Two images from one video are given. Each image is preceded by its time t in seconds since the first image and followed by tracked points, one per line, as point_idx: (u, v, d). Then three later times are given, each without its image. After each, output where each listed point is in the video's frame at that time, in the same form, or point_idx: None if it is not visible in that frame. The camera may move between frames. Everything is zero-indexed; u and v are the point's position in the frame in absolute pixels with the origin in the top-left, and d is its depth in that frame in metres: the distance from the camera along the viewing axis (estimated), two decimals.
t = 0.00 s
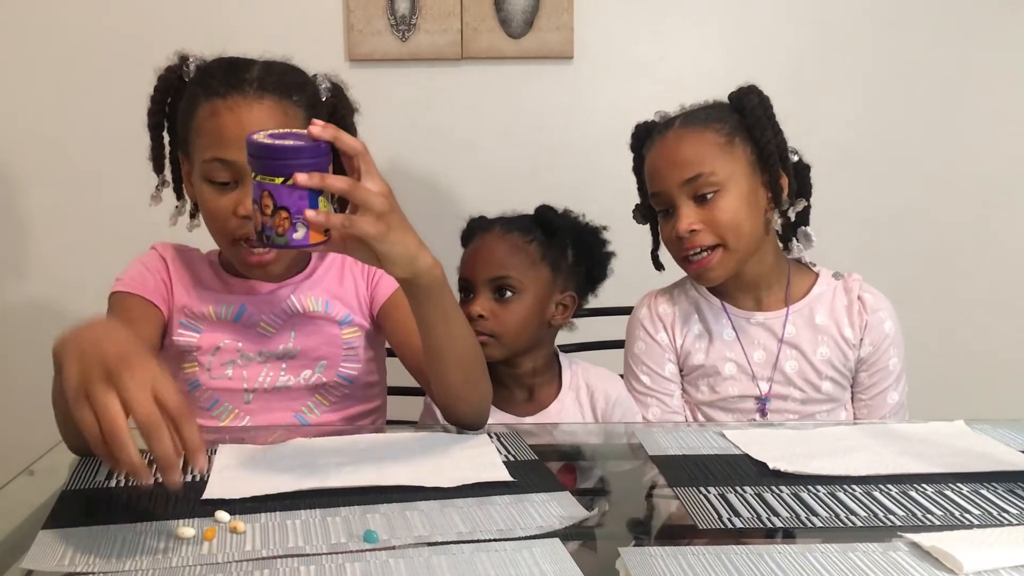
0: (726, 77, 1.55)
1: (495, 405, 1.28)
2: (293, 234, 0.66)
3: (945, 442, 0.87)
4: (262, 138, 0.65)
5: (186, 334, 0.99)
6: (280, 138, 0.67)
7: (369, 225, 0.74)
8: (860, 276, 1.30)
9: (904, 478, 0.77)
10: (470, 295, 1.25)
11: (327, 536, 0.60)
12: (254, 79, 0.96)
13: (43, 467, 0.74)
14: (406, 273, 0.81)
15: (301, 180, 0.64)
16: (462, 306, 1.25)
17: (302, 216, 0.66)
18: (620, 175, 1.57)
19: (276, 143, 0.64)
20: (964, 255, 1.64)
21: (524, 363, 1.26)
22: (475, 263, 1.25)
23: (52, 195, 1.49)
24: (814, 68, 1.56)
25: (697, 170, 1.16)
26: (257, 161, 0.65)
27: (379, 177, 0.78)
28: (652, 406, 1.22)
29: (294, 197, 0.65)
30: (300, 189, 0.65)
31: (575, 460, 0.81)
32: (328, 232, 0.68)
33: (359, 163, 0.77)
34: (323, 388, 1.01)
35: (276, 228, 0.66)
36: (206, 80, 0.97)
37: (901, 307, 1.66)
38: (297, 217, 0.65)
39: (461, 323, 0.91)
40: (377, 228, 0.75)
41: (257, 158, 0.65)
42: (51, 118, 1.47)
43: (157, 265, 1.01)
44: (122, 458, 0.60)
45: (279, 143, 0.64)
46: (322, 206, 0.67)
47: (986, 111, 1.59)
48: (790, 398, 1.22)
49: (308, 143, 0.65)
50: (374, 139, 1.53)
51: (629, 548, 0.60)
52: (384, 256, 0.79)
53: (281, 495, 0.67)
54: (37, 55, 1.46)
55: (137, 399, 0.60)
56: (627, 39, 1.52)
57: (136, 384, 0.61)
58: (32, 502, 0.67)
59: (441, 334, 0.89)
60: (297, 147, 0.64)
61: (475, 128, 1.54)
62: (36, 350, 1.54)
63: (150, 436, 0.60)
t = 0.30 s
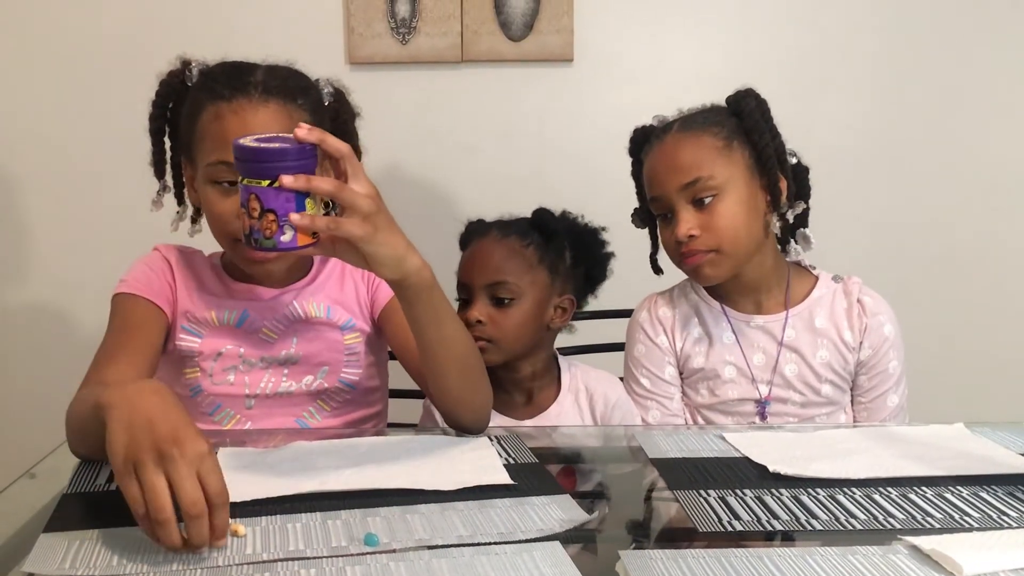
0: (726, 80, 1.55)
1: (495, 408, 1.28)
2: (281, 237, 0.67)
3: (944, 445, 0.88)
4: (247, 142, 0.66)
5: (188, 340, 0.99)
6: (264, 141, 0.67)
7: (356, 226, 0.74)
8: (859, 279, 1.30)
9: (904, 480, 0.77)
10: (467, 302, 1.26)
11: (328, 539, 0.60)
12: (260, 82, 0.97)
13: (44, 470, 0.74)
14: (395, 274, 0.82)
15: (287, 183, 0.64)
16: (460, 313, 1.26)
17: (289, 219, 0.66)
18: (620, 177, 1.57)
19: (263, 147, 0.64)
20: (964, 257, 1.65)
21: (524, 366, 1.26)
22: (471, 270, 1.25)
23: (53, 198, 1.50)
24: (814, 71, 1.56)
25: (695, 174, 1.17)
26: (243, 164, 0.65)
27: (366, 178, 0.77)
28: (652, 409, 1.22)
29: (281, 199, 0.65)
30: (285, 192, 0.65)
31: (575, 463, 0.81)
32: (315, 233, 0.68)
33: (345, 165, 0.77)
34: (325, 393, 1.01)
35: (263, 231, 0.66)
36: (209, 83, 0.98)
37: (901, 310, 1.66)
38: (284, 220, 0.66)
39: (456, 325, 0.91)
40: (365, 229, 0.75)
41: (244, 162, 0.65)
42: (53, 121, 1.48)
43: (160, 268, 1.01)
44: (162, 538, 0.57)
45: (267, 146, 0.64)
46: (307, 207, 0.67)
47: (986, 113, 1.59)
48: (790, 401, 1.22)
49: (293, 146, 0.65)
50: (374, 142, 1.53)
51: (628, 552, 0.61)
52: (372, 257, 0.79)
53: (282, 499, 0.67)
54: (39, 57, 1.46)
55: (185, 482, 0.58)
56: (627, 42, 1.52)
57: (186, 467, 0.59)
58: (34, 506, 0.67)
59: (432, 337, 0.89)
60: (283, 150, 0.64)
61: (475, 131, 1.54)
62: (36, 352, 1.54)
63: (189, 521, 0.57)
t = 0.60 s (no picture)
0: (727, 81, 1.55)
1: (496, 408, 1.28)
2: (276, 237, 0.67)
3: (945, 446, 0.88)
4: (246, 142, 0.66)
5: (191, 340, 0.99)
6: (262, 143, 0.67)
7: (351, 225, 0.75)
8: (861, 281, 1.30)
9: (905, 481, 0.77)
10: (468, 303, 1.26)
11: (329, 540, 0.60)
12: (273, 82, 0.97)
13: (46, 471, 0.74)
14: (392, 273, 0.82)
15: (282, 185, 0.64)
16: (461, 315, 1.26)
17: (283, 219, 0.66)
18: (621, 178, 1.57)
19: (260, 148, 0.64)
20: (965, 257, 1.64)
21: (525, 366, 1.26)
22: (471, 272, 1.25)
23: (54, 199, 1.50)
24: (815, 71, 1.56)
25: (697, 177, 1.17)
26: (241, 166, 0.65)
27: (363, 179, 0.77)
28: (653, 411, 1.22)
29: (275, 200, 0.65)
30: (281, 193, 0.65)
31: (577, 464, 0.81)
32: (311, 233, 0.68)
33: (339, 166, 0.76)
34: (327, 395, 1.02)
35: (258, 231, 0.67)
36: (218, 83, 0.98)
37: (902, 311, 1.66)
38: (278, 220, 0.66)
39: (457, 324, 0.91)
40: (360, 228, 0.76)
41: (241, 164, 0.65)
42: (55, 122, 1.48)
43: (163, 269, 1.01)
44: (176, 534, 0.58)
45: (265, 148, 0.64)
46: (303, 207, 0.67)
47: (987, 114, 1.59)
48: (791, 403, 1.22)
49: (289, 148, 0.65)
50: (375, 143, 1.53)
51: (629, 553, 0.61)
52: (368, 254, 0.79)
53: (284, 499, 0.67)
54: (41, 59, 1.46)
55: (201, 477, 0.58)
56: (628, 44, 1.52)
57: (203, 460, 0.59)
58: (35, 506, 0.67)
59: (434, 338, 0.90)
60: (278, 153, 0.64)
61: (476, 132, 1.54)
62: (37, 353, 1.54)
63: (201, 518, 0.57)
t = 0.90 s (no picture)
0: (730, 81, 1.55)
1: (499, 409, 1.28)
2: (282, 231, 0.67)
3: (948, 446, 0.88)
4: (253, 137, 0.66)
5: (196, 340, 0.99)
6: (269, 138, 0.67)
7: (356, 220, 0.75)
8: (865, 282, 1.30)
9: (907, 482, 0.77)
10: (473, 302, 1.26)
11: (332, 540, 0.60)
12: (281, 83, 0.98)
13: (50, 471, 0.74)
14: (397, 269, 0.82)
15: (288, 180, 0.64)
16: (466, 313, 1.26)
17: (289, 214, 0.67)
18: (624, 178, 1.57)
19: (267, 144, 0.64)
20: (969, 257, 1.64)
21: (529, 367, 1.26)
22: (478, 272, 1.25)
23: (58, 200, 1.50)
24: (818, 71, 1.56)
25: (701, 177, 1.17)
26: (248, 162, 0.65)
27: (369, 174, 0.79)
28: (656, 411, 1.22)
29: (281, 196, 0.66)
30: (287, 188, 0.65)
31: (581, 464, 0.81)
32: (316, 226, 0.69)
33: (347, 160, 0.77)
34: (332, 395, 1.02)
35: (265, 225, 0.67)
36: (226, 83, 0.98)
37: (906, 311, 1.66)
38: (284, 215, 0.66)
39: (462, 322, 0.91)
40: (365, 223, 0.76)
41: (248, 159, 0.65)
42: (59, 123, 1.48)
43: (168, 269, 1.02)
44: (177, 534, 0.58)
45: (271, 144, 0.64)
46: (309, 202, 0.67)
47: (990, 114, 1.59)
48: (795, 403, 1.22)
49: (296, 143, 0.65)
50: (378, 143, 1.53)
51: (631, 553, 0.61)
52: (372, 249, 0.80)
53: (288, 499, 0.67)
54: (45, 60, 1.47)
55: (204, 482, 0.59)
56: (631, 44, 1.52)
57: (206, 464, 0.60)
58: (40, 506, 0.68)
59: (439, 337, 0.90)
60: (285, 148, 0.64)
61: (479, 132, 1.54)
62: (41, 353, 1.54)
63: (202, 518, 0.57)
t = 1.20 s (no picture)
0: (730, 81, 1.55)
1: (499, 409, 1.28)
2: (282, 234, 0.67)
3: (948, 446, 0.88)
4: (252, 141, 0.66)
5: (197, 340, 0.99)
6: (269, 141, 0.67)
7: (357, 221, 0.75)
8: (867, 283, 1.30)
9: (907, 481, 0.77)
10: (474, 302, 1.26)
11: (333, 540, 0.60)
12: (284, 84, 0.98)
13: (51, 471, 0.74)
14: (398, 269, 0.82)
15: (287, 184, 0.65)
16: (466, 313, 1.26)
17: (289, 217, 0.67)
18: (624, 178, 1.57)
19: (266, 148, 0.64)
20: (969, 257, 1.64)
21: (529, 367, 1.26)
22: (479, 272, 1.25)
23: (59, 199, 1.50)
24: (818, 71, 1.56)
25: (705, 177, 1.17)
26: (247, 165, 0.65)
27: (369, 176, 0.79)
28: (657, 411, 1.22)
29: (280, 199, 0.66)
30: (286, 192, 0.65)
31: (581, 464, 0.81)
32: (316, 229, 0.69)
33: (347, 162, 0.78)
34: (332, 396, 1.02)
35: (265, 228, 0.67)
36: (229, 83, 0.98)
37: (906, 311, 1.66)
38: (284, 218, 0.67)
39: (463, 322, 0.92)
40: (366, 224, 0.76)
41: (247, 163, 0.65)
42: (59, 123, 1.48)
43: (169, 269, 1.02)
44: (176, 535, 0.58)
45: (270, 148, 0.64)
46: (309, 204, 0.67)
47: (990, 114, 1.59)
48: (797, 404, 1.22)
49: (296, 146, 0.65)
50: (378, 143, 1.53)
51: (631, 553, 0.61)
52: (374, 251, 0.80)
53: (288, 499, 0.67)
54: (45, 60, 1.47)
55: (199, 480, 0.59)
56: (631, 44, 1.52)
57: (200, 463, 0.60)
58: (40, 506, 0.68)
59: (440, 337, 0.90)
60: (284, 152, 0.64)
61: (480, 132, 1.54)
62: (41, 353, 1.54)
63: (199, 519, 0.58)
